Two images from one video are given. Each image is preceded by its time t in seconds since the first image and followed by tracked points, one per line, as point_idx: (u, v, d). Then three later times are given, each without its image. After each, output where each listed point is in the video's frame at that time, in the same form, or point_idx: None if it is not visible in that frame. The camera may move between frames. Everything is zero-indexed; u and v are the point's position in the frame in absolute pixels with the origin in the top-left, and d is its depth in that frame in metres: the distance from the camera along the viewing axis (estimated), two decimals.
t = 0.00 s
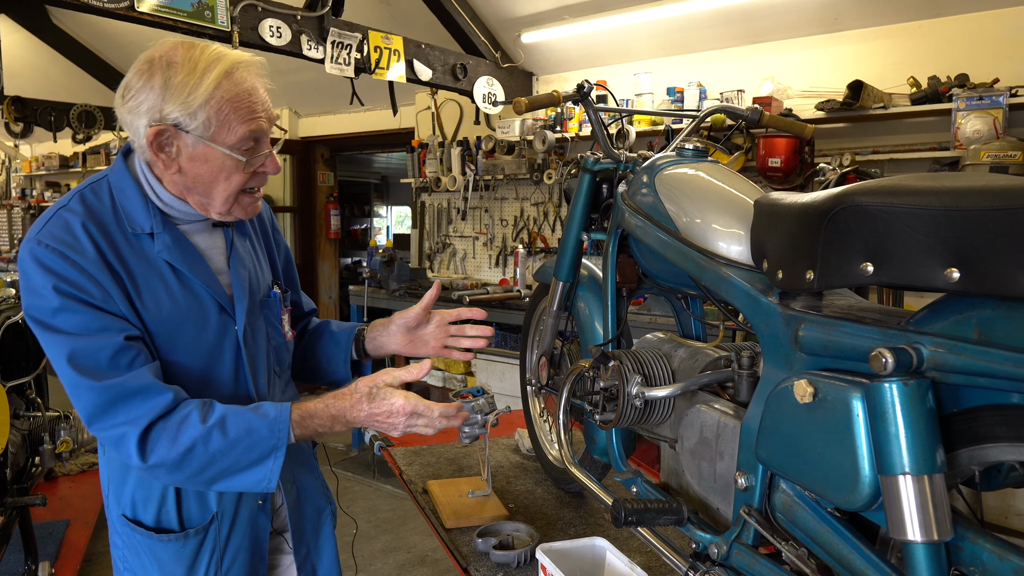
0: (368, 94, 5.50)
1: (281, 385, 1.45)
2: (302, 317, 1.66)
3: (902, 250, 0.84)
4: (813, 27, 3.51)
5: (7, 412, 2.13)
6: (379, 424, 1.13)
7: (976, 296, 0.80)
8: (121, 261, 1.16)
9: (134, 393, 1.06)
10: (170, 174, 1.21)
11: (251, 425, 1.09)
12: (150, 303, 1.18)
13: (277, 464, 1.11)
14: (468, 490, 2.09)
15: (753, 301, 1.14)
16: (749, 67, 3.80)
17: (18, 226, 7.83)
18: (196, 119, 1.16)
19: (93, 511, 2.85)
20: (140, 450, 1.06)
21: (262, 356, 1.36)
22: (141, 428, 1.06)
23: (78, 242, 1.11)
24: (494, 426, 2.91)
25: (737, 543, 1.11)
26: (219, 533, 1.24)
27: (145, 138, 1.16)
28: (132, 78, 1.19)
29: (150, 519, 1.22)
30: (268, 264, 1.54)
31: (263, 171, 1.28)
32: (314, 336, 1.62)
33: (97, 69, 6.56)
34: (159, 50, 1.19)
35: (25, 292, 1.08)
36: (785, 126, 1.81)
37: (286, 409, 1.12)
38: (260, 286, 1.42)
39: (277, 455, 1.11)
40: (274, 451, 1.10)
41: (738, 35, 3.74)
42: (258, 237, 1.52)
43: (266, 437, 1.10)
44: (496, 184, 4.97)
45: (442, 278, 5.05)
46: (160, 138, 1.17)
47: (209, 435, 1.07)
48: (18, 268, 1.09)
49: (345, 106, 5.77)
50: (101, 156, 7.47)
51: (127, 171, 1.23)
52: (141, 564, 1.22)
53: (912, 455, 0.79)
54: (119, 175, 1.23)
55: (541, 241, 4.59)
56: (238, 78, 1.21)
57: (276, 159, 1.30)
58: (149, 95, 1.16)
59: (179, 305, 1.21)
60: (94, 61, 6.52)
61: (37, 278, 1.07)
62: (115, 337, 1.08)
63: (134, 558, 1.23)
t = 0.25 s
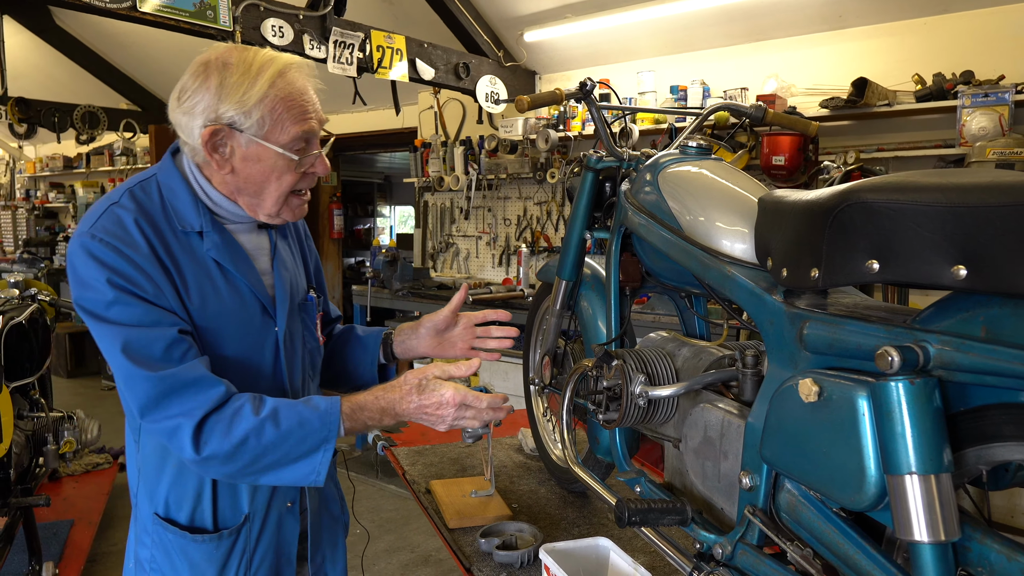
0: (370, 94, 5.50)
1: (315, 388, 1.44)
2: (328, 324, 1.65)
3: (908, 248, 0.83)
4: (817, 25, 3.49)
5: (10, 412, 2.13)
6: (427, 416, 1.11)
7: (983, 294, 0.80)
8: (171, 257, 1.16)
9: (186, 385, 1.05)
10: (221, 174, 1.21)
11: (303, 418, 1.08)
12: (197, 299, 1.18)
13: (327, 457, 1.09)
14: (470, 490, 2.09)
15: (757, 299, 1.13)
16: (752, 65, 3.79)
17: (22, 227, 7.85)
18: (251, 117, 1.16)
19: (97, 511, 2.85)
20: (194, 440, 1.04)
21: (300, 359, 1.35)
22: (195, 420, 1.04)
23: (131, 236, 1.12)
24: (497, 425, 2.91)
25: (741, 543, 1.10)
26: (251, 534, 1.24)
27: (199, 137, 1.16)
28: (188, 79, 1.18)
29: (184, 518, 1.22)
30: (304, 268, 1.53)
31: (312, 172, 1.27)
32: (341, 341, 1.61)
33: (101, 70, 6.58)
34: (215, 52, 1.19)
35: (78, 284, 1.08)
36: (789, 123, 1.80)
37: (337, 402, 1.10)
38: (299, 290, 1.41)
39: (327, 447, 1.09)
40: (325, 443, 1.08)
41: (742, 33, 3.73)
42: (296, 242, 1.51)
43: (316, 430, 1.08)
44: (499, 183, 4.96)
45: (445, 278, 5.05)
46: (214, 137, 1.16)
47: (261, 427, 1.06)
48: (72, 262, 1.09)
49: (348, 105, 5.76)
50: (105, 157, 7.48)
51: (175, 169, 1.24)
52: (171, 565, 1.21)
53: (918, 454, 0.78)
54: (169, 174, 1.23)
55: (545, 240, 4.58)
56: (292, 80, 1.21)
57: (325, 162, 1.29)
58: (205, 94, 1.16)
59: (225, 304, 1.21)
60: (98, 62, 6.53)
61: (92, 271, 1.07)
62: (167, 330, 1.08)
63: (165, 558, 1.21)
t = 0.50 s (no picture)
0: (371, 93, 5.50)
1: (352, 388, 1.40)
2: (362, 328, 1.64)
3: (909, 250, 0.83)
4: (819, 26, 3.49)
5: (9, 408, 2.12)
6: (470, 413, 1.08)
7: (985, 296, 0.79)
8: (223, 246, 1.14)
9: (238, 371, 1.01)
10: (269, 165, 1.19)
11: (350, 408, 1.04)
12: (246, 291, 1.15)
13: (372, 450, 1.05)
14: (469, 490, 2.09)
15: (758, 301, 1.12)
16: (754, 66, 3.78)
17: (22, 223, 7.85)
18: (297, 107, 1.13)
19: (95, 508, 2.85)
20: (243, 425, 1.00)
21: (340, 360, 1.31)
22: (246, 406, 1.01)
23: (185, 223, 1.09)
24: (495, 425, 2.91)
25: (740, 545, 1.10)
26: (288, 530, 1.20)
27: (248, 126, 1.14)
28: (241, 70, 1.17)
29: (225, 509, 1.17)
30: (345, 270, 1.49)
31: (355, 167, 1.22)
32: (374, 344, 1.59)
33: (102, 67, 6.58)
34: (269, 47, 1.18)
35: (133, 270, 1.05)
36: (790, 124, 1.80)
37: (383, 394, 1.06)
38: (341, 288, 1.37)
39: (372, 440, 1.05)
40: (370, 436, 1.04)
41: (744, 34, 3.72)
42: (337, 242, 1.48)
43: (363, 421, 1.04)
44: (499, 183, 4.96)
45: (444, 277, 5.04)
46: (262, 126, 1.14)
47: (310, 416, 1.02)
48: (127, 248, 1.06)
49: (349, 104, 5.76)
50: (105, 154, 7.49)
51: (228, 163, 1.21)
52: (210, 557, 1.16)
53: (918, 457, 0.78)
54: (222, 167, 1.20)
55: (545, 240, 4.57)
56: (340, 73, 1.18)
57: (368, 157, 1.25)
58: (255, 83, 1.14)
59: (274, 297, 1.17)
60: (98, 59, 6.52)
61: (147, 258, 1.04)
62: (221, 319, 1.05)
63: (202, 551, 1.16)
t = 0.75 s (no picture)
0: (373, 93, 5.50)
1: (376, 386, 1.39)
2: (397, 328, 1.53)
3: (910, 252, 0.83)
4: (821, 28, 3.49)
5: (12, 407, 2.13)
6: (500, 434, 0.95)
7: (987, 299, 0.80)
8: (246, 244, 1.14)
9: (264, 365, 1.01)
10: (286, 158, 1.20)
11: (373, 411, 1.00)
12: (270, 288, 1.15)
13: (394, 455, 1.00)
14: (471, 490, 2.09)
15: (760, 302, 1.13)
16: (757, 68, 3.78)
17: (24, 222, 7.86)
18: (308, 98, 1.14)
19: (97, 506, 2.86)
20: (268, 420, 1.00)
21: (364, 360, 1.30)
22: (273, 400, 1.00)
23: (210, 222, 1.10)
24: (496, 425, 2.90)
25: (741, 546, 1.10)
26: (318, 524, 1.19)
27: (264, 119, 1.16)
28: (262, 66, 1.20)
29: (256, 504, 1.16)
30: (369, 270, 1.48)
31: (367, 159, 1.21)
32: (405, 348, 1.47)
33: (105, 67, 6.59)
34: (288, 44, 1.21)
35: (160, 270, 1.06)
36: (792, 126, 1.80)
37: (408, 397, 1.02)
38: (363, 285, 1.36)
39: (394, 445, 1.00)
40: (393, 441, 0.99)
41: (746, 35, 3.72)
42: (361, 241, 1.48)
43: (384, 425, 1.00)
44: (501, 183, 4.96)
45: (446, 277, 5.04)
46: (276, 118, 1.16)
47: (332, 414, 0.99)
48: (155, 249, 1.07)
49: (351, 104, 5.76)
50: (108, 153, 7.50)
51: (251, 164, 1.22)
52: (241, 551, 1.16)
53: (919, 458, 0.78)
54: (245, 167, 1.21)
55: (547, 240, 4.57)
56: (353, 67, 1.19)
57: (381, 152, 1.24)
58: (272, 76, 1.17)
59: (297, 295, 1.17)
60: (101, 59, 6.53)
61: (173, 257, 1.05)
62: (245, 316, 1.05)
63: (235, 546, 1.16)
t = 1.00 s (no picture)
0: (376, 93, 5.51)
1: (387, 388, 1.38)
2: (415, 329, 1.52)
3: (913, 254, 0.83)
4: (824, 28, 3.48)
5: (16, 405, 2.14)
6: (506, 443, 0.98)
7: (988, 301, 0.80)
8: (248, 245, 1.14)
9: (265, 365, 1.02)
10: (292, 157, 1.20)
11: (375, 415, 1.00)
12: (273, 288, 1.15)
13: (394, 460, 0.99)
14: (473, 490, 2.10)
15: (761, 303, 1.13)
16: (760, 68, 3.78)
17: (28, 221, 7.88)
18: (314, 94, 1.15)
19: (100, 505, 2.86)
20: (267, 420, 1.00)
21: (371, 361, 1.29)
22: (272, 399, 1.00)
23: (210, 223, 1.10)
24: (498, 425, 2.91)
25: (743, 546, 1.10)
26: (318, 529, 1.19)
27: (271, 119, 1.16)
28: (262, 68, 1.20)
29: (255, 506, 1.17)
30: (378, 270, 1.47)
31: (378, 150, 1.22)
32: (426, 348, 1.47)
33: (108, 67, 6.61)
34: (288, 45, 1.21)
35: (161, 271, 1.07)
36: (795, 126, 1.80)
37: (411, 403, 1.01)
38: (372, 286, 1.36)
39: (396, 450, 1.00)
40: (393, 447, 0.99)
41: (749, 36, 3.72)
42: (371, 241, 1.47)
43: (386, 431, 0.99)
44: (504, 183, 4.96)
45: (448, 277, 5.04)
46: (283, 117, 1.16)
47: (333, 416, 0.99)
48: (156, 249, 1.08)
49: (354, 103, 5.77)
50: (112, 152, 7.52)
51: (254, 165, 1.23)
52: (240, 553, 1.17)
53: (921, 460, 0.79)
54: (249, 169, 1.22)
55: (549, 241, 4.57)
56: (354, 61, 1.19)
57: (389, 141, 1.25)
58: (275, 76, 1.16)
59: (299, 295, 1.17)
60: (104, 58, 6.54)
61: (173, 256, 1.06)
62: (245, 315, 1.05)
63: (233, 548, 1.18)
